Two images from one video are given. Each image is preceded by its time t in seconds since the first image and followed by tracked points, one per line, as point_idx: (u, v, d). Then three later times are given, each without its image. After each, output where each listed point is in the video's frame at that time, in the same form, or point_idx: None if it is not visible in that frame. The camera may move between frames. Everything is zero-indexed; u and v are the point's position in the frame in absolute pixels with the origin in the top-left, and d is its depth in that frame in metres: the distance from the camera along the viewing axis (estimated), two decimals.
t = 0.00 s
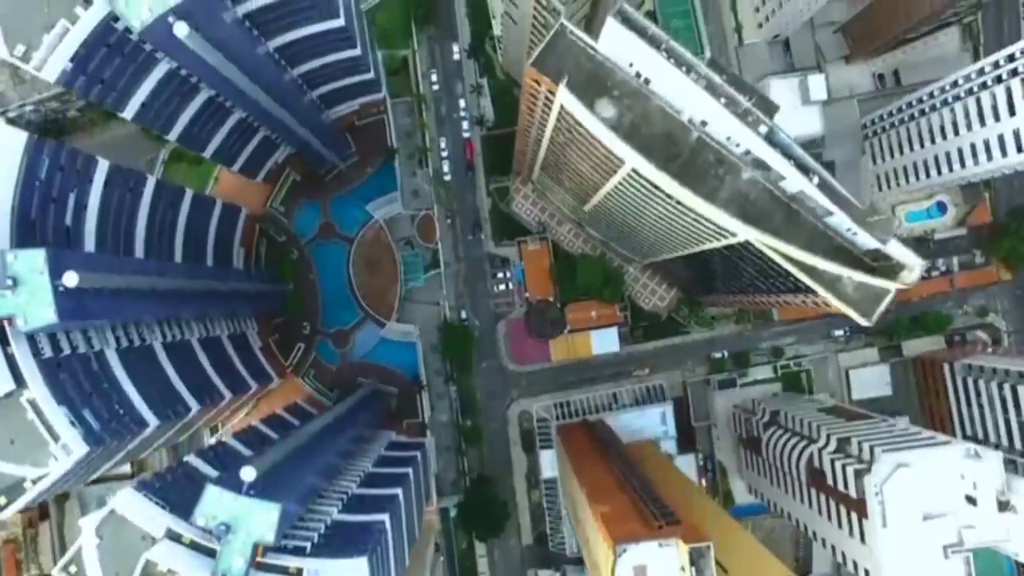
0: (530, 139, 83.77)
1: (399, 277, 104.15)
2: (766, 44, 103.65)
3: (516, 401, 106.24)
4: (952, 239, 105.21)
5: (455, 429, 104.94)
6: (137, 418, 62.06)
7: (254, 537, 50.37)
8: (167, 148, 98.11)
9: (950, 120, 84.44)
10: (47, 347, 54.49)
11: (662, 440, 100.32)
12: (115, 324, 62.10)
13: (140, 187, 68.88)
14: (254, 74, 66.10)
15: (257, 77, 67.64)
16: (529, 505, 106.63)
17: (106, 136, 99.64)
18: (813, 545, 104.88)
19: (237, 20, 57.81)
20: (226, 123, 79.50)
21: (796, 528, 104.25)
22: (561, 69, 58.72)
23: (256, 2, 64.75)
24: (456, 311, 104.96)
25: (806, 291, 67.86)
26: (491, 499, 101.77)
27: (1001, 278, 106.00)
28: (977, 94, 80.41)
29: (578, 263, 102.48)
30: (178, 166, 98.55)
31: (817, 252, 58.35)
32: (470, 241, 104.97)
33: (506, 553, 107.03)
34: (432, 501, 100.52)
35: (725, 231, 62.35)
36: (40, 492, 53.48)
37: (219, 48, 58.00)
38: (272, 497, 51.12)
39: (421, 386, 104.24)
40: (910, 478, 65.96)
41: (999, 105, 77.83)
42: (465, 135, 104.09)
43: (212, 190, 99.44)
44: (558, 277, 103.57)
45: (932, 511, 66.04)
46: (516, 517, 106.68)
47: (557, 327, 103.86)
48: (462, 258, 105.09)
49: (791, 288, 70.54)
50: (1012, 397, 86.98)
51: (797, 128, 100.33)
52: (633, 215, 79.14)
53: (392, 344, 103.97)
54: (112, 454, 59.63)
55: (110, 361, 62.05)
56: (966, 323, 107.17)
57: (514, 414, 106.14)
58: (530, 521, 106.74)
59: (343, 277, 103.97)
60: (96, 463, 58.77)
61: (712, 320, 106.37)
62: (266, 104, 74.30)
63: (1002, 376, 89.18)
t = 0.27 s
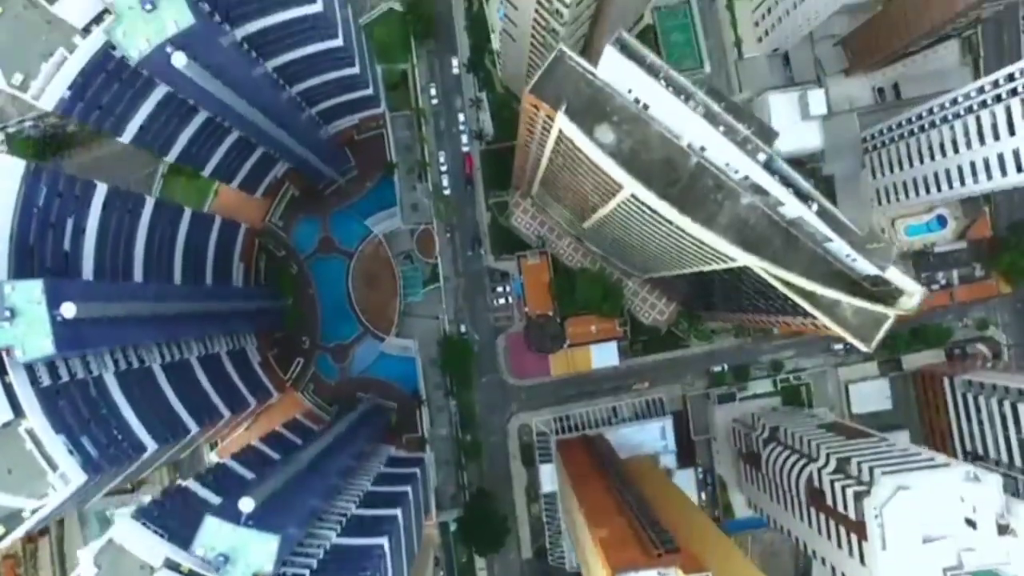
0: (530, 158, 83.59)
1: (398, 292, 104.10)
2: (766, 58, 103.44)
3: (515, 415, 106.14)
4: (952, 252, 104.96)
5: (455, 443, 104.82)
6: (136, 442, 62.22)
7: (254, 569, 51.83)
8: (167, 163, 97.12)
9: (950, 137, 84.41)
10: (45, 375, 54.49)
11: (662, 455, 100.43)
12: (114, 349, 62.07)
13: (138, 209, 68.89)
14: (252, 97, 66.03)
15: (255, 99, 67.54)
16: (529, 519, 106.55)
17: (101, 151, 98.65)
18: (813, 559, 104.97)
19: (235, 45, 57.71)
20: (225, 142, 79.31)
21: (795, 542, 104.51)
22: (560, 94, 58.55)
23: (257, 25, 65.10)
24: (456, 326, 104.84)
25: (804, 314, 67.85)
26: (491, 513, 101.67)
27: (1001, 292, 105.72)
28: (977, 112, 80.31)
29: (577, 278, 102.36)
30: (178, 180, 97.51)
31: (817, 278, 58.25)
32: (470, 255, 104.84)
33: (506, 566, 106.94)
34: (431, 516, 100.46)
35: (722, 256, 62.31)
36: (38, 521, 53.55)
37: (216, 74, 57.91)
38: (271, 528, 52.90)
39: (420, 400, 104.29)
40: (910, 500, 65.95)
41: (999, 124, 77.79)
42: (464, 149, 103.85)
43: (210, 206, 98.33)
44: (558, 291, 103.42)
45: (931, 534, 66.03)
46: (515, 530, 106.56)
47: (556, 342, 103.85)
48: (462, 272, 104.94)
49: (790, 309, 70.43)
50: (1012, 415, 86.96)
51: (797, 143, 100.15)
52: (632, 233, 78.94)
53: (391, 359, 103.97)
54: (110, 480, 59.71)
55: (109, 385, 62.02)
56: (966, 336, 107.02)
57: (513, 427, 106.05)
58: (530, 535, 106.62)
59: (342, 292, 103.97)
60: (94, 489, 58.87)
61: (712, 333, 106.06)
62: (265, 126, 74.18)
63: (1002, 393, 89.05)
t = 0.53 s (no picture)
0: (530, 174, 83.34)
1: (397, 305, 104.07)
2: (765, 70, 103.52)
3: (515, 427, 106.03)
4: (952, 264, 104.85)
5: (455, 456, 104.74)
6: (134, 464, 62.24)
7: None
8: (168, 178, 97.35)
9: (948, 151, 84.42)
10: (43, 401, 54.56)
11: (661, 467, 100.34)
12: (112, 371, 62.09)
13: (137, 228, 68.93)
14: (250, 117, 66.04)
15: (254, 119, 67.65)
16: (528, 531, 106.44)
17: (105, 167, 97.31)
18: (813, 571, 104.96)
19: (231, 67, 57.86)
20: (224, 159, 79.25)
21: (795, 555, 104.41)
22: (559, 116, 58.51)
23: (253, 45, 64.82)
24: (455, 338, 104.73)
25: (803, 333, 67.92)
26: (490, 527, 101.50)
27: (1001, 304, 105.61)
28: (976, 128, 80.22)
29: (576, 291, 102.31)
30: (178, 195, 97.65)
31: (816, 301, 58.47)
32: (469, 268, 104.75)
33: None
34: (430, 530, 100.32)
35: (721, 278, 62.32)
36: (36, 547, 53.53)
37: (212, 97, 57.97)
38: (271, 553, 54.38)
39: (419, 413, 104.27)
40: (910, 520, 65.95)
41: (999, 140, 77.76)
42: (464, 162, 103.79)
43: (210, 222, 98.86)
44: (557, 304, 103.35)
45: (931, 554, 66.06)
46: (515, 543, 106.45)
47: (556, 354, 103.87)
48: (461, 284, 104.84)
49: (788, 327, 70.49)
50: (1011, 429, 86.93)
51: (796, 156, 99.58)
52: (632, 250, 78.76)
53: (390, 372, 103.94)
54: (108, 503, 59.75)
55: (107, 407, 62.02)
56: (966, 348, 106.95)
57: (512, 440, 105.94)
58: (530, 548, 106.48)
59: (341, 305, 103.95)
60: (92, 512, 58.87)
61: (711, 346, 105.96)
62: (264, 145, 73.96)
63: (1002, 408, 89.02)
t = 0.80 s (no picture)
0: (528, 192, 82.93)
1: (396, 320, 104.10)
2: (764, 85, 103.63)
3: (514, 441, 105.86)
4: (952, 278, 104.53)
5: (454, 471, 104.53)
6: (131, 491, 62.19)
7: None
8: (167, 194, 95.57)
9: (948, 169, 84.36)
10: (41, 430, 54.82)
11: (661, 482, 100.41)
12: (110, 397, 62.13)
13: (134, 251, 69.00)
14: (245, 141, 65.70)
15: (251, 143, 67.56)
16: (528, 546, 105.91)
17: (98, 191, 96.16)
18: None
19: (226, 93, 57.73)
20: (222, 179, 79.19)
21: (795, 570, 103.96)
22: (556, 143, 58.56)
23: (250, 69, 64.82)
24: (454, 353, 104.60)
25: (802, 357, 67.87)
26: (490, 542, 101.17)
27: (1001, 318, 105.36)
28: (975, 147, 80.37)
29: (575, 306, 102.21)
30: (177, 210, 96.19)
31: (815, 328, 58.72)
32: (468, 283, 104.64)
33: None
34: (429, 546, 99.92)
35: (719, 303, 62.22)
36: None
37: (208, 124, 57.84)
38: None
39: (418, 429, 104.24)
40: (909, 543, 66.14)
41: (998, 159, 77.70)
42: (462, 177, 103.72)
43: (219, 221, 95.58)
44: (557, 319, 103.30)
45: None
46: (515, 558, 105.89)
47: (555, 369, 103.83)
48: (460, 299, 104.73)
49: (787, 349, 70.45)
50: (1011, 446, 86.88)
51: (797, 170, 99.38)
52: (630, 270, 78.82)
53: (389, 387, 103.96)
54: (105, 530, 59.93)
55: (106, 433, 62.06)
56: (965, 361, 106.87)
57: (512, 454, 105.74)
58: (529, 563, 106.02)
59: (340, 320, 103.98)
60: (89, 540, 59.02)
61: (711, 360, 105.59)
62: (259, 167, 73.51)
63: (1001, 425, 88.94)
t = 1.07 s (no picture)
0: (526, 209, 82.72)
1: (395, 333, 104.13)
2: (762, 98, 103.68)
3: (513, 454, 105.58)
4: (951, 290, 104.14)
5: (453, 484, 104.27)
6: (132, 512, 62.41)
7: None
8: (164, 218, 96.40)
9: (947, 185, 84.24)
10: (39, 456, 55.59)
11: (661, 495, 101.00)
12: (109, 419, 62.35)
13: (133, 270, 69.25)
14: (242, 163, 65.62)
15: (248, 164, 67.31)
16: (527, 560, 105.20)
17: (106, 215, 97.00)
18: None
19: (223, 116, 57.63)
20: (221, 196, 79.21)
21: None
22: (554, 166, 58.65)
23: (248, 90, 64.81)
24: (453, 366, 104.45)
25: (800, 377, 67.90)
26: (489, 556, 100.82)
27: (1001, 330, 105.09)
28: (973, 164, 80.29)
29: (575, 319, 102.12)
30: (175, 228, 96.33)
31: (815, 352, 58.74)
32: (467, 296, 104.55)
33: None
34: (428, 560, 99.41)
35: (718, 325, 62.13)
36: None
37: (205, 149, 57.68)
38: None
39: (418, 442, 104.20)
40: (908, 564, 66.30)
41: (996, 177, 77.59)
42: (461, 190, 103.64)
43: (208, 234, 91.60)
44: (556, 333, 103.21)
45: None
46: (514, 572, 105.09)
47: (555, 383, 103.72)
48: (459, 311, 104.61)
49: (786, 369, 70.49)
50: (1010, 461, 86.82)
51: (796, 184, 99.94)
52: (628, 287, 78.87)
53: (389, 401, 103.98)
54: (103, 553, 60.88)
55: (105, 455, 62.36)
56: (965, 373, 106.74)
57: (511, 467, 105.40)
58: None
59: (339, 334, 104.03)
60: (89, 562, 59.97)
61: (711, 372, 105.36)
62: (257, 186, 73.41)
63: (1000, 440, 88.86)
